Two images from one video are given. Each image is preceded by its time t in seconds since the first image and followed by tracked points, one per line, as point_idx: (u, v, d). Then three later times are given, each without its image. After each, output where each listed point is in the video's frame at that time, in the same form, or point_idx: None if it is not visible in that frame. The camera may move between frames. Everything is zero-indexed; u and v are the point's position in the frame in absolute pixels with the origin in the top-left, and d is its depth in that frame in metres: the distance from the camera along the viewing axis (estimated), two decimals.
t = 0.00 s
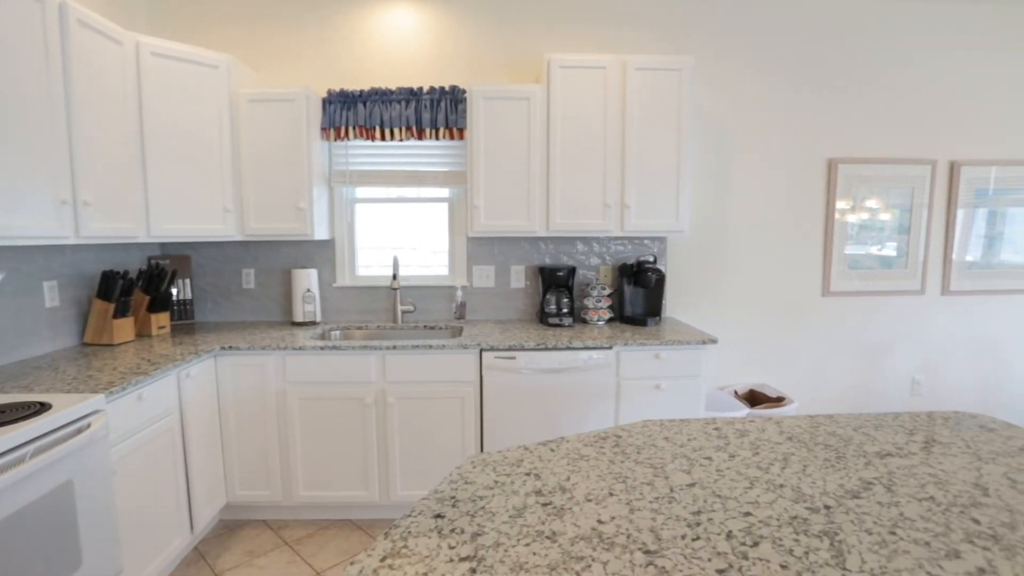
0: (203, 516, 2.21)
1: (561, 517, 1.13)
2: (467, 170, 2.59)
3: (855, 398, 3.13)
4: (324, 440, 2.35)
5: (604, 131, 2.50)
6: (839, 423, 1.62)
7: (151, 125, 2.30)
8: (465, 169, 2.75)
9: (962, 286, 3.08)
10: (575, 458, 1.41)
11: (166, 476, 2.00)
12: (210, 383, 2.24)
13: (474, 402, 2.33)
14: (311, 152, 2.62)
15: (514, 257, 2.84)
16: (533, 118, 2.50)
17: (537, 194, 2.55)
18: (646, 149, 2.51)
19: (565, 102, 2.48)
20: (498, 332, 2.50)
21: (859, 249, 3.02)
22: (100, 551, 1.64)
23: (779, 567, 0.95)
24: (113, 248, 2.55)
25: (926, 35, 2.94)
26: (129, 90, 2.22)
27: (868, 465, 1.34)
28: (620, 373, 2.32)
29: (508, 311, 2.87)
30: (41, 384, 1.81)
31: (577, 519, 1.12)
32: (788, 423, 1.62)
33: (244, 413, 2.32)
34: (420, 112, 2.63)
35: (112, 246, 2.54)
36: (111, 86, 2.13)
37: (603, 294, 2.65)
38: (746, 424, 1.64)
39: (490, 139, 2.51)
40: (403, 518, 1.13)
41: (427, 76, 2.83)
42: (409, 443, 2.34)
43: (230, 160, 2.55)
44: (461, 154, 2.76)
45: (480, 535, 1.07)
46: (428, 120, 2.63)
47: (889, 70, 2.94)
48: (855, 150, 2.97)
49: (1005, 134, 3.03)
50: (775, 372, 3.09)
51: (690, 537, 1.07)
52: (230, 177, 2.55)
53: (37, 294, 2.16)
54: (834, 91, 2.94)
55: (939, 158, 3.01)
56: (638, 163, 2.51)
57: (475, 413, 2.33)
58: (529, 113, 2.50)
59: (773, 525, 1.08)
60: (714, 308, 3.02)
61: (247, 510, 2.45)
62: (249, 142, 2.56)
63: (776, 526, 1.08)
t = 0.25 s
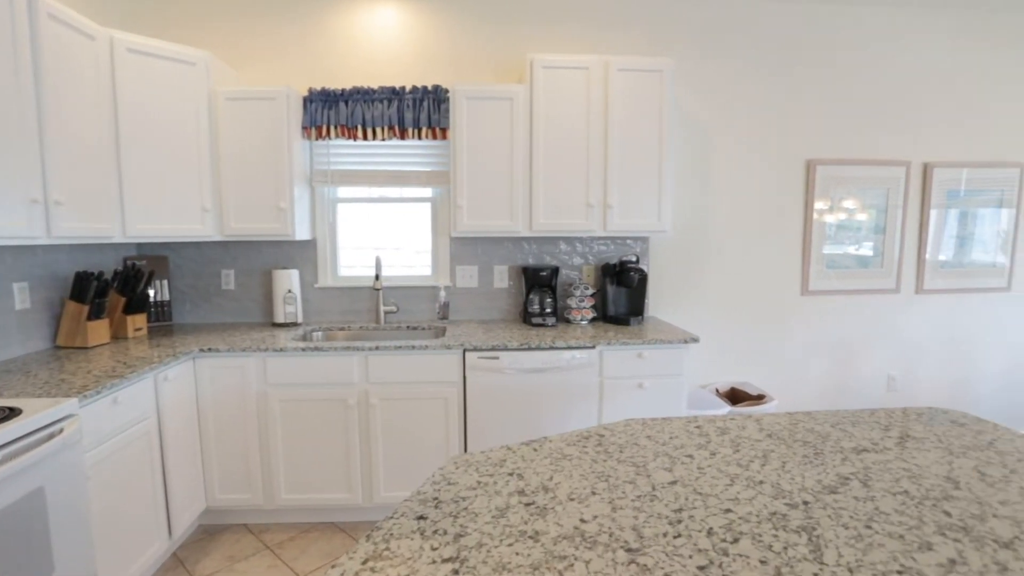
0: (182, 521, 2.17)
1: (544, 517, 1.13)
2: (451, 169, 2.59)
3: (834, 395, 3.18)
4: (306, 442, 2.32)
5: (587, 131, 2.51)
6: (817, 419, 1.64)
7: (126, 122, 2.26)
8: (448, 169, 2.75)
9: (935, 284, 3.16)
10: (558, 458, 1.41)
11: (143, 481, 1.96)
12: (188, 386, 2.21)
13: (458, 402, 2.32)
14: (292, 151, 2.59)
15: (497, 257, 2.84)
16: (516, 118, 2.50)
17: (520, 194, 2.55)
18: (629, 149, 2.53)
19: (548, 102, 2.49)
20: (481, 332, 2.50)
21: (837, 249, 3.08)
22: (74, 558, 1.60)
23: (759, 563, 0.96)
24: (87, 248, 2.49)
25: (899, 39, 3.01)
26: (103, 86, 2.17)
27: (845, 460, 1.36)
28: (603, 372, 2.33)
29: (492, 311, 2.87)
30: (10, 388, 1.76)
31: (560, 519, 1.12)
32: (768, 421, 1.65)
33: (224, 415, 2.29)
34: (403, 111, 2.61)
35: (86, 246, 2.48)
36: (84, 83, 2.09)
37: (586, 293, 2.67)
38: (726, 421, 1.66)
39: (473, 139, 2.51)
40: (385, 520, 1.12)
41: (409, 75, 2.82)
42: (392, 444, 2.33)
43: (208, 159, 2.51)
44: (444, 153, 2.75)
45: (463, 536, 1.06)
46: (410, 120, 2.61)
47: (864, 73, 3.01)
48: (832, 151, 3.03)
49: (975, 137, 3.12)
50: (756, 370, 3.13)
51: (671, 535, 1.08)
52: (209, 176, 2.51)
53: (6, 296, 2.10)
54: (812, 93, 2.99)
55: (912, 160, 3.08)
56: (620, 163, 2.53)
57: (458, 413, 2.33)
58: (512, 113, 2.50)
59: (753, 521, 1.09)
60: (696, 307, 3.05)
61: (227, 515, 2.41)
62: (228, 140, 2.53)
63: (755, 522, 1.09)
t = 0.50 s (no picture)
0: (160, 527, 2.13)
1: (527, 517, 1.13)
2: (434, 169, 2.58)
3: (813, 392, 3.24)
4: (288, 445, 2.29)
5: (570, 131, 2.52)
6: (796, 416, 1.67)
7: (100, 120, 2.21)
8: (431, 169, 2.74)
9: (909, 283, 3.23)
10: (542, 458, 1.41)
11: (119, 486, 1.92)
12: (166, 389, 2.17)
13: (441, 403, 2.31)
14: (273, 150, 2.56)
15: (480, 257, 2.83)
16: (499, 118, 2.50)
17: (503, 194, 2.55)
18: (611, 150, 2.54)
19: (531, 102, 2.49)
20: (465, 332, 2.49)
21: (815, 248, 3.13)
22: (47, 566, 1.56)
23: (739, 559, 0.97)
24: (59, 249, 2.43)
25: (875, 43, 3.07)
26: (75, 83, 2.12)
27: (823, 457, 1.38)
28: (587, 371, 2.34)
29: (475, 311, 2.86)
30: None
31: (543, 519, 1.12)
32: (748, 418, 1.67)
33: (204, 419, 2.25)
34: (385, 110, 2.60)
35: (58, 247, 2.42)
36: (55, 79, 2.04)
37: (569, 293, 2.68)
38: (708, 420, 1.68)
39: (456, 138, 2.50)
40: (366, 522, 1.11)
41: (392, 74, 2.80)
42: (375, 446, 2.31)
43: (186, 158, 2.46)
44: (426, 153, 2.74)
45: (446, 537, 1.06)
46: (392, 119, 2.60)
47: (841, 76, 3.06)
48: (810, 153, 3.08)
49: (947, 140, 3.20)
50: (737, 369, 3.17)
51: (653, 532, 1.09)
52: (187, 175, 2.47)
53: None
54: (791, 95, 3.04)
55: (888, 162, 3.15)
56: (603, 164, 2.54)
57: (442, 414, 2.32)
58: (494, 112, 2.49)
59: (734, 518, 1.10)
60: (678, 306, 3.08)
61: (207, 519, 2.38)
62: (206, 139, 2.48)
63: (736, 519, 1.10)
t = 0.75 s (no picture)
0: (137, 533, 2.09)
1: (510, 517, 1.13)
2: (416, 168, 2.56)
3: (793, 389, 3.29)
4: (269, 448, 2.26)
5: (552, 132, 2.53)
6: (776, 414, 1.69)
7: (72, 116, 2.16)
8: (413, 168, 2.72)
9: (885, 282, 3.30)
10: (525, 458, 1.41)
11: (94, 491, 1.88)
12: (142, 392, 2.12)
13: (425, 404, 2.30)
14: (253, 148, 2.52)
15: (463, 257, 2.83)
16: (482, 118, 2.49)
17: (486, 194, 2.54)
18: (594, 150, 2.55)
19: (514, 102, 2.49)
20: (448, 333, 2.48)
21: (795, 248, 3.18)
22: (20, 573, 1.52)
23: (720, 555, 0.98)
24: (30, 249, 2.36)
25: (851, 46, 3.13)
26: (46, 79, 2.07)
27: (801, 453, 1.41)
28: (570, 370, 2.35)
29: (458, 311, 2.86)
30: None
31: (526, 519, 1.12)
32: (729, 416, 1.69)
33: (182, 422, 2.21)
34: (367, 109, 2.58)
35: (29, 248, 2.36)
36: (25, 75, 1.98)
37: (552, 293, 2.68)
38: (690, 417, 1.69)
39: (439, 138, 2.49)
40: (348, 526, 1.10)
41: (374, 73, 2.78)
42: (358, 448, 2.29)
43: (163, 156, 2.42)
44: (409, 152, 2.73)
45: (429, 538, 1.05)
46: (375, 118, 2.58)
47: (818, 79, 3.12)
48: (789, 154, 3.12)
49: (920, 142, 3.28)
50: (719, 367, 3.21)
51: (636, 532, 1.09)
52: (164, 174, 2.42)
53: None
54: (770, 97, 3.08)
55: (864, 163, 3.21)
56: (585, 164, 2.55)
57: (425, 415, 2.31)
58: (477, 112, 2.49)
59: (715, 515, 1.11)
60: (661, 305, 3.10)
61: (186, 525, 2.34)
62: (184, 137, 2.44)
63: (717, 517, 1.11)
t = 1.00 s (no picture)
0: (113, 540, 2.05)
1: (493, 518, 1.13)
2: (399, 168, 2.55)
3: (774, 387, 3.34)
4: (250, 451, 2.23)
5: (536, 132, 2.53)
6: (757, 411, 1.72)
7: (44, 113, 2.11)
8: (396, 168, 2.71)
9: (863, 281, 3.36)
10: (508, 458, 1.41)
11: (68, 497, 1.83)
12: (118, 395, 2.08)
13: (408, 405, 2.29)
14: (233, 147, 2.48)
15: (447, 257, 2.82)
16: (465, 118, 2.49)
17: (470, 194, 2.54)
18: (577, 150, 2.56)
19: (498, 102, 2.49)
20: (431, 333, 2.47)
21: (775, 247, 3.23)
22: None
23: (701, 552, 0.99)
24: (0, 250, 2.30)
25: (828, 50, 3.18)
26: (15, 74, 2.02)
27: (781, 450, 1.43)
28: (554, 370, 2.36)
29: (442, 311, 2.85)
30: None
31: (509, 519, 1.12)
32: (711, 414, 1.71)
33: (159, 426, 2.17)
34: (349, 109, 2.56)
35: None
36: None
37: (536, 293, 2.69)
38: (672, 416, 1.70)
39: (422, 137, 2.48)
40: (330, 529, 1.09)
41: (356, 72, 2.76)
42: (341, 450, 2.27)
43: (139, 155, 2.37)
44: (391, 152, 2.71)
45: (411, 540, 1.05)
46: (357, 117, 2.56)
47: (797, 81, 3.16)
48: (769, 155, 3.17)
49: (895, 144, 3.35)
50: (701, 366, 3.24)
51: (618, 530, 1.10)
52: (140, 173, 2.38)
53: None
54: (750, 98, 3.12)
55: (842, 164, 3.27)
56: (569, 164, 2.56)
57: (409, 416, 2.30)
58: (460, 112, 2.48)
59: (696, 512, 1.13)
60: (644, 305, 3.13)
61: (164, 530, 2.30)
62: (161, 135, 2.39)
63: (698, 514, 1.12)
